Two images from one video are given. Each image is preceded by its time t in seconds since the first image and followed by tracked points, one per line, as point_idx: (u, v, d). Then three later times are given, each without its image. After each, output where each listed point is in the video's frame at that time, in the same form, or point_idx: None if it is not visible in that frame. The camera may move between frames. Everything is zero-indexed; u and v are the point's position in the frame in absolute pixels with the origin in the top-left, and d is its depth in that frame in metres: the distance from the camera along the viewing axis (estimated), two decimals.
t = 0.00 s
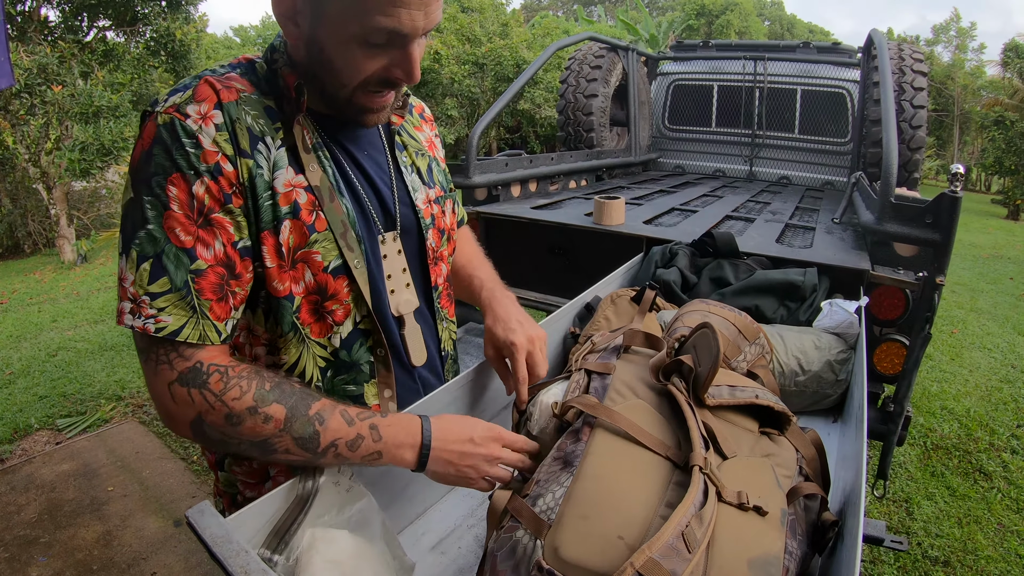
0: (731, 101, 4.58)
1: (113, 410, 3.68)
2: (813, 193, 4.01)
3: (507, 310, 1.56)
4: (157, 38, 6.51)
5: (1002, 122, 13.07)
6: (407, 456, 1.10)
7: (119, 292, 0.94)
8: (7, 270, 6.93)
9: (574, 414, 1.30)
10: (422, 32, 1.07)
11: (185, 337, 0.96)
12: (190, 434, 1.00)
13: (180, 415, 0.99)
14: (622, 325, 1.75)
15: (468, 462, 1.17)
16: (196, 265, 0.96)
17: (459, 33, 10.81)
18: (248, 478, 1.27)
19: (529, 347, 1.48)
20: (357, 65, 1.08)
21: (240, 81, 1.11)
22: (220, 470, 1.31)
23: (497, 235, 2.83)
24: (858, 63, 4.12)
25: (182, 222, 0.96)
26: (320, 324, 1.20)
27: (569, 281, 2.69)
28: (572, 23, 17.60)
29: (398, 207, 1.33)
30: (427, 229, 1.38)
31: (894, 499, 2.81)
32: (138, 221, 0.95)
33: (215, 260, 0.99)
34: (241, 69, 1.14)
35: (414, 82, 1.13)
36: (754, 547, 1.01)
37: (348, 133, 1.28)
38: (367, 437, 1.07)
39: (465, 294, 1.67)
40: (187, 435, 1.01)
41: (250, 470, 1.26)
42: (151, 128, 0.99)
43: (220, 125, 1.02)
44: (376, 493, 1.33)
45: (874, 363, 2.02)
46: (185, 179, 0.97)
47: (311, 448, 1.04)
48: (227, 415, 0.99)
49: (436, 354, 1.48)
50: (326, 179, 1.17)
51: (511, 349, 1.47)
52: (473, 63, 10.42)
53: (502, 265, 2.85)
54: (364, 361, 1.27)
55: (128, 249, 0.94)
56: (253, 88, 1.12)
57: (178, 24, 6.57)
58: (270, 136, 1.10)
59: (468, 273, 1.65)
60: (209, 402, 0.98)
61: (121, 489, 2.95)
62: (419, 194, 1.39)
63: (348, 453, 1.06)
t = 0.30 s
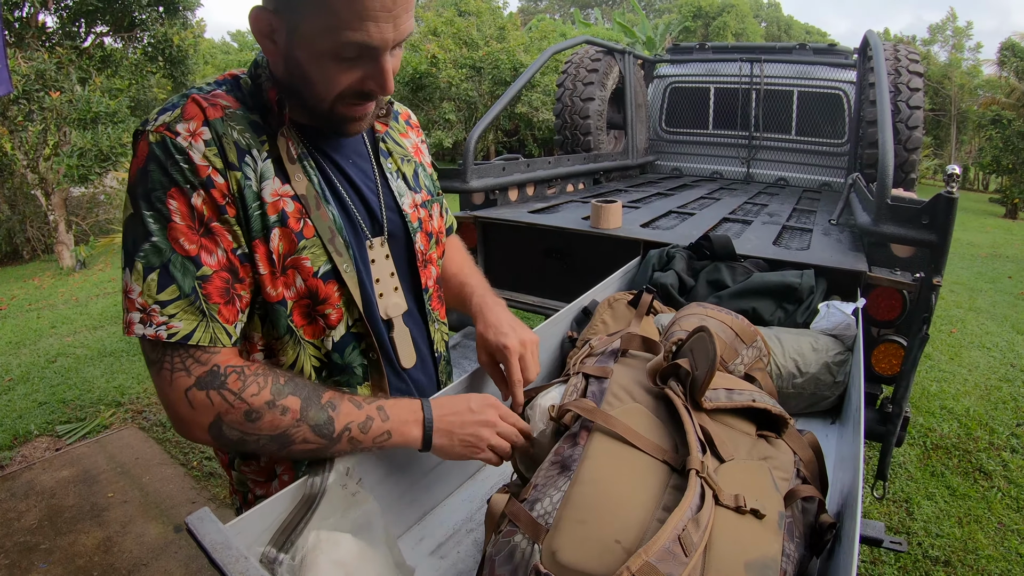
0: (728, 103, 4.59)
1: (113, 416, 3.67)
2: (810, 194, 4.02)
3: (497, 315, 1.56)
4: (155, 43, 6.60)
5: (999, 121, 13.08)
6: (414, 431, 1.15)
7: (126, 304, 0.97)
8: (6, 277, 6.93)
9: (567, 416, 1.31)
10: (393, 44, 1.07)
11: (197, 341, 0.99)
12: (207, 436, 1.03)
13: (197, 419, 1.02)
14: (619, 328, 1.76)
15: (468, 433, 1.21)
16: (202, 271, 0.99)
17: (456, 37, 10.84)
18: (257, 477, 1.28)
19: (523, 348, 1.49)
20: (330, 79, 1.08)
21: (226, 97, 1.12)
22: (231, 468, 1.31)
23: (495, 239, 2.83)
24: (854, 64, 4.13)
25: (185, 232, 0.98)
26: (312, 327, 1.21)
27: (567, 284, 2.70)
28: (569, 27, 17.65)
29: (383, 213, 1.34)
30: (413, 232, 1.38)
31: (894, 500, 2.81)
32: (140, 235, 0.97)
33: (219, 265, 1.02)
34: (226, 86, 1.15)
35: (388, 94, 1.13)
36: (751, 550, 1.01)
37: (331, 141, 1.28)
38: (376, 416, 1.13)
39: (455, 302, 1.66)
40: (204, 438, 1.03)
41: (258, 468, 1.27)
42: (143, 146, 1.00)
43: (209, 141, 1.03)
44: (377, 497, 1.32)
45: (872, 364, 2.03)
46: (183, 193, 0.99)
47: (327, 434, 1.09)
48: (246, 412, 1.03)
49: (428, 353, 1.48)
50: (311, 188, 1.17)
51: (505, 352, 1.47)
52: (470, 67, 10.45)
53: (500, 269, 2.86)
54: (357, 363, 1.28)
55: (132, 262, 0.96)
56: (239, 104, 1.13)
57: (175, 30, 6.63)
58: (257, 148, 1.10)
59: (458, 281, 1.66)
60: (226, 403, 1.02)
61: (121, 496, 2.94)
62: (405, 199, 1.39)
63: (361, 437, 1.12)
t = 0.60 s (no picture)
0: (725, 105, 4.60)
1: (113, 422, 3.67)
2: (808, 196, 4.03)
3: (494, 326, 1.57)
4: (152, 49, 6.60)
5: (997, 120, 13.08)
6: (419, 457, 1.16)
7: (135, 307, 0.97)
8: (5, 283, 6.93)
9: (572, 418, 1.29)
10: (390, 44, 1.09)
11: (208, 341, 1.00)
12: (220, 437, 1.04)
13: (210, 420, 1.03)
14: (617, 332, 1.77)
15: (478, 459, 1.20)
16: (209, 273, 1.01)
17: (453, 42, 10.86)
18: (258, 477, 1.28)
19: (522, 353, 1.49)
20: (329, 80, 1.09)
21: (225, 104, 1.12)
22: (231, 470, 1.31)
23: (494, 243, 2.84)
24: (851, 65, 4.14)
25: (191, 236, 1.00)
26: (313, 329, 1.21)
27: (566, 288, 2.70)
28: (566, 30, 17.68)
29: (378, 218, 1.34)
30: (407, 239, 1.39)
31: (895, 500, 2.81)
32: (146, 239, 0.98)
33: (227, 267, 1.03)
34: (225, 94, 1.16)
35: (386, 91, 1.15)
36: (751, 552, 1.01)
37: (326, 146, 1.28)
38: (387, 440, 1.13)
39: (456, 319, 1.65)
40: (218, 438, 1.05)
41: (259, 468, 1.27)
42: (145, 152, 1.01)
43: (210, 147, 1.04)
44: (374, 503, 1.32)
45: (871, 364, 2.03)
46: (188, 199, 1.00)
47: (336, 448, 1.10)
48: (256, 419, 1.04)
49: (422, 357, 1.48)
50: (310, 193, 1.17)
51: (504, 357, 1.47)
52: (468, 71, 10.48)
53: (499, 273, 2.86)
54: (356, 364, 1.27)
55: (139, 265, 0.97)
56: (238, 111, 1.13)
57: (173, 35, 6.64)
58: (256, 154, 1.11)
59: (458, 298, 1.64)
60: (234, 407, 1.02)
61: (121, 502, 2.94)
62: (397, 205, 1.39)
63: (370, 454, 1.12)
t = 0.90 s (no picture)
0: (723, 108, 4.61)
1: (112, 428, 3.66)
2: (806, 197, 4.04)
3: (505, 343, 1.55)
4: (150, 55, 6.61)
5: (994, 120, 13.10)
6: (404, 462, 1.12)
7: (128, 297, 0.98)
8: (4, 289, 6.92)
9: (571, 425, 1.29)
10: (403, 45, 1.11)
11: (192, 336, 1.00)
12: (202, 432, 1.04)
13: (193, 414, 1.03)
14: (616, 336, 1.77)
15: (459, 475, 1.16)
16: (201, 270, 1.00)
17: (451, 46, 10.89)
18: (243, 480, 1.28)
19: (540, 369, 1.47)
20: (344, 76, 1.09)
21: (234, 105, 1.13)
22: (218, 472, 1.31)
23: (492, 248, 2.84)
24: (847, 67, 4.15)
25: (188, 232, 1.00)
26: (310, 329, 1.20)
27: (565, 291, 2.69)
28: (562, 34, 17.72)
29: (380, 223, 1.34)
30: (407, 246, 1.38)
31: (895, 501, 2.81)
32: (144, 233, 0.98)
33: (219, 266, 1.03)
34: (235, 95, 1.16)
35: (398, 91, 1.16)
36: (752, 558, 1.01)
37: (333, 150, 1.29)
38: (368, 442, 1.10)
39: (463, 336, 1.62)
40: (199, 433, 1.05)
41: (245, 471, 1.27)
42: (153, 147, 1.01)
43: (216, 145, 1.04)
44: (372, 508, 1.32)
45: (870, 366, 2.03)
46: (189, 194, 1.00)
47: (316, 449, 1.08)
48: (236, 415, 1.03)
49: (422, 360, 1.47)
50: (314, 194, 1.17)
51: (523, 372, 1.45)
52: (465, 75, 10.50)
53: (497, 278, 2.86)
54: (353, 367, 1.27)
55: (136, 257, 0.97)
56: (246, 112, 1.14)
57: (171, 41, 6.65)
58: (262, 154, 1.11)
59: (465, 313, 1.62)
60: (218, 403, 1.02)
61: (120, 508, 2.93)
62: (400, 211, 1.39)
63: (350, 456, 1.09)
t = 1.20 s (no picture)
0: (720, 112, 4.61)
1: (111, 435, 3.65)
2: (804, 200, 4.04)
3: (508, 343, 1.52)
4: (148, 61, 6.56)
5: (990, 121, 13.13)
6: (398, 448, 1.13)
7: (134, 298, 0.98)
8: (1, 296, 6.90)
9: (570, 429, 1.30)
10: (410, 47, 1.11)
11: (196, 338, 1.00)
12: (200, 432, 1.04)
13: (192, 412, 1.03)
14: (615, 340, 1.76)
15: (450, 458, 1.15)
16: (206, 274, 1.00)
17: (448, 51, 10.91)
18: (255, 480, 1.28)
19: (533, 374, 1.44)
20: (350, 76, 1.10)
21: (244, 110, 1.13)
22: (228, 473, 1.31)
23: (491, 253, 2.84)
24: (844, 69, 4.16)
25: (195, 235, 1.00)
26: (320, 330, 1.19)
27: (564, 296, 2.69)
28: (559, 38, 17.77)
29: (389, 225, 1.33)
30: (416, 247, 1.38)
31: (896, 503, 2.80)
32: (152, 235, 0.98)
33: (225, 269, 1.03)
34: (245, 100, 1.16)
35: (404, 93, 1.16)
36: (754, 562, 1.01)
37: (341, 154, 1.28)
38: (363, 429, 1.11)
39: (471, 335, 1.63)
40: (197, 431, 1.04)
41: (257, 471, 1.27)
42: (163, 151, 1.02)
43: (227, 149, 1.05)
44: (373, 515, 1.31)
45: (869, 369, 2.02)
46: (197, 198, 1.00)
47: (313, 440, 1.07)
48: (235, 410, 1.03)
49: (428, 365, 1.45)
50: (324, 196, 1.17)
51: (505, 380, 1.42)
52: (462, 80, 10.51)
53: (496, 283, 2.86)
54: (363, 368, 1.26)
55: (143, 259, 0.97)
56: (256, 117, 1.14)
57: (169, 47, 6.66)
58: (272, 158, 1.11)
59: (472, 313, 1.62)
60: (218, 399, 1.02)
61: (119, 515, 2.92)
62: (408, 213, 1.38)
63: (347, 447, 1.09)
